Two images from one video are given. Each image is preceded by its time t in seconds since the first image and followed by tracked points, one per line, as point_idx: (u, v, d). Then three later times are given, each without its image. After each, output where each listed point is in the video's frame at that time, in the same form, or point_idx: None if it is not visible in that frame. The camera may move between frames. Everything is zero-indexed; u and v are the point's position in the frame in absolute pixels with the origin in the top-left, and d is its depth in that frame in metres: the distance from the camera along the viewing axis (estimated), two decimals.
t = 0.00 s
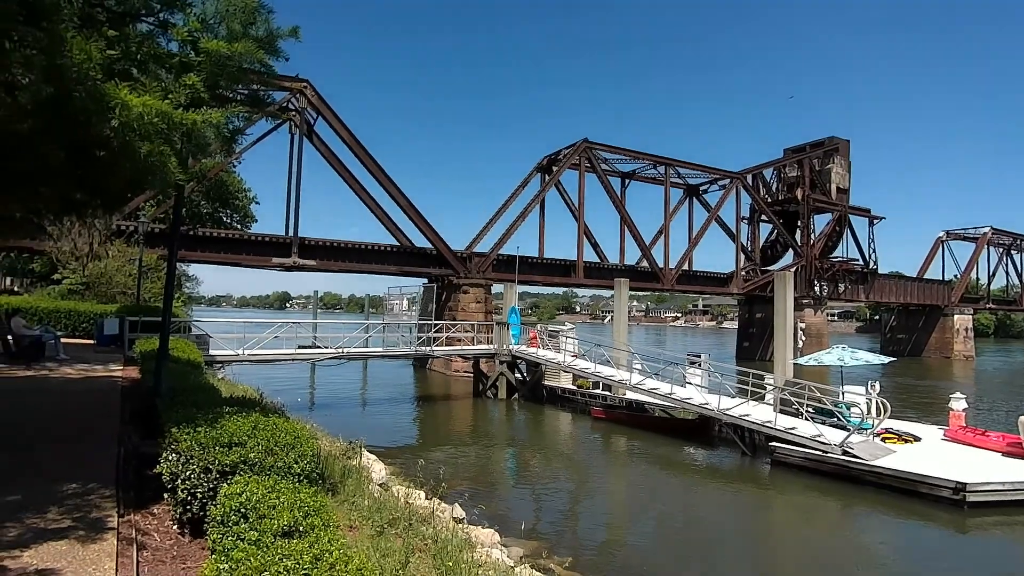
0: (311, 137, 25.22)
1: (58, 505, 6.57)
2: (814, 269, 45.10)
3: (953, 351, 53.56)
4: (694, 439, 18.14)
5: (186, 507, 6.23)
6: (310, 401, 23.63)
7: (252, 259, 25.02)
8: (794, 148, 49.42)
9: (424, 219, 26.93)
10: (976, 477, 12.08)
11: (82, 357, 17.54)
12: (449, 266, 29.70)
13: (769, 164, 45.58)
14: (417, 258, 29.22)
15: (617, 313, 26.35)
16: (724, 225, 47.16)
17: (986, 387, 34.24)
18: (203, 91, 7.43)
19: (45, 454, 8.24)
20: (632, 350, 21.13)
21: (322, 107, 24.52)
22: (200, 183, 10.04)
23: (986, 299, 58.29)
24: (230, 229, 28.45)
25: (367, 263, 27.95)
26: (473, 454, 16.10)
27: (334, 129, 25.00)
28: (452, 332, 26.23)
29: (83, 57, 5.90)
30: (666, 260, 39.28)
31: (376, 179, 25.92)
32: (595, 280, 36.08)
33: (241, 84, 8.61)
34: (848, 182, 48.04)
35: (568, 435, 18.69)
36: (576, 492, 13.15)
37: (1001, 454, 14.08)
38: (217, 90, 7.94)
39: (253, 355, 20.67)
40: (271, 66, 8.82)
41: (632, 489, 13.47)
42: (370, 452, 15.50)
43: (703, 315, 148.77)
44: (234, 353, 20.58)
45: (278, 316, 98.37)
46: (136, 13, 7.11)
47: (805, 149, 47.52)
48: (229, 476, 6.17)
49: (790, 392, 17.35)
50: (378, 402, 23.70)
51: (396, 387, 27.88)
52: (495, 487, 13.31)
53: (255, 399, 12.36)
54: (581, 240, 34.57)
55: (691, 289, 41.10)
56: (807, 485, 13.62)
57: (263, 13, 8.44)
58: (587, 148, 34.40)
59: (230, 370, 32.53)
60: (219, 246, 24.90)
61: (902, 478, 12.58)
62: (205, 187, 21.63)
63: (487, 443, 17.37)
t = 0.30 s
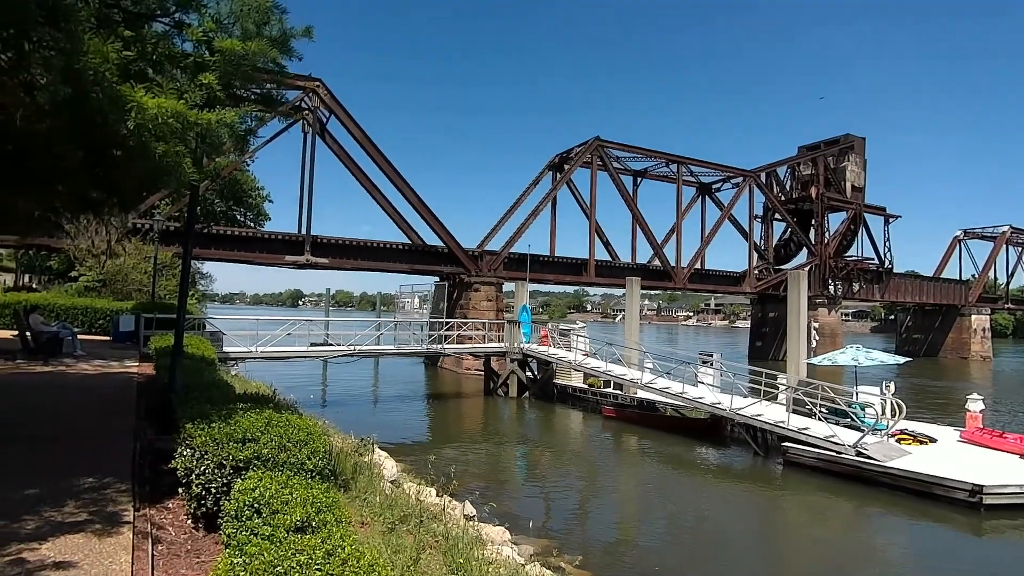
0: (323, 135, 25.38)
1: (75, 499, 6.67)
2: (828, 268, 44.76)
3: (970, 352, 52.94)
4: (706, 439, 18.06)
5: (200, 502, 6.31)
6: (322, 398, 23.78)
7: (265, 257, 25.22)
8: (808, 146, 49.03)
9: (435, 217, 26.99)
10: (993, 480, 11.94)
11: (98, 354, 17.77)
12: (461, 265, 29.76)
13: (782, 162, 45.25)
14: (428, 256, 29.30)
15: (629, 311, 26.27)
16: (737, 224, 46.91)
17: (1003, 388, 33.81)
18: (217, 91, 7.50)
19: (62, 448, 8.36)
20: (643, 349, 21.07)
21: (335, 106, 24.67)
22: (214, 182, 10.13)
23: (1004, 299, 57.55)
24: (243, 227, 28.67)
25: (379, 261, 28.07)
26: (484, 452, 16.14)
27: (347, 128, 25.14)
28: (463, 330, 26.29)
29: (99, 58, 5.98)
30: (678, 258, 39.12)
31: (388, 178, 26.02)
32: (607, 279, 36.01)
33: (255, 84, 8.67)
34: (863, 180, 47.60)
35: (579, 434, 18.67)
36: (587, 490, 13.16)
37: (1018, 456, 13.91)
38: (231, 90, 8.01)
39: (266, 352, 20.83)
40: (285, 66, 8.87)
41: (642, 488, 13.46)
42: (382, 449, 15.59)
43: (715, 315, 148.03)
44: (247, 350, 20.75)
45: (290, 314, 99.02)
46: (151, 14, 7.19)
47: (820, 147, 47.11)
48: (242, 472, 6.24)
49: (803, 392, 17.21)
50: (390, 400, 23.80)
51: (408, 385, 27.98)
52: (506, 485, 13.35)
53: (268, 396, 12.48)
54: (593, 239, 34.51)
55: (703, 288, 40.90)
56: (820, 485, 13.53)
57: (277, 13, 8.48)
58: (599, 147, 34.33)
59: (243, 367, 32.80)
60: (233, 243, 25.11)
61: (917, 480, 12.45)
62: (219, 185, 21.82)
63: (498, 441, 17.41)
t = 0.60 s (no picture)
0: (335, 134, 25.50)
1: (90, 493, 6.76)
2: (841, 267, 44.35)
3: (986, 353, 52.36)
4: (716, 438, 17.99)
5: (212, 497, 6.37)
6: (333, 395, 23.91)
7: (277, 254, 25.39)
8: (821, 144, 48.63)
9: (445, 215, 27.03)
10: (1008, 482, 11.81)
11: (113, 350, 17.99)
12: (471, 263, 29.82)
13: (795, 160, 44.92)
14: (438, 254, 29.37)
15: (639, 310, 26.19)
16: (749, 222, 46.64)
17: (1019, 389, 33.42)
18: (230, 90, 7.56)
19: (75, 443, 8.47)
20: (653, 348, 21.00)
21: (346, 105, 24.77)
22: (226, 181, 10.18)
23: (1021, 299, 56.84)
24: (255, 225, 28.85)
25: (389, 259, 28.18)
26: (493, 450, 16.18)
27: (358, 127, 25.24)
28: (473, 328, 26.33)
29: (113, 59, 6.04)
30: (689, 257, 38.97)
31: (399, 176, 26.10)
32: (617, 278, 35.93)
33: (267, 83, 8.72)
34: (877, 179, 47.16)
35: (589, 433, 18.65)
36: (596, 489, 13.17)
37: None
38: (243, 89, 8.06)
39: (277, 349, 20.97)
40: (297, 65, 8.90)
41: (652, 487, 13.45)
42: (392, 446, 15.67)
43: (726, 314, 147.29)
44: (259, 347, 20.90)
45: (301, 312, 99.68)
46: (165, 14, 7.27)
47: (833, 145, 46.72)
48: (254, 467, 6.30)
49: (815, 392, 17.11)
50: (400, 397, 23.91)
51: (418, 383, 28.08)
52: (516, 483, 13.38)
53: (279, 393, 12.56)
54: (603, 237, 34.44)
55: (714, 287, 40.73)
56: (832, 486, 13.46)
57: (288, 12, 8.50)
58: (609, 144, 34.23)
59: (255, 364, 33.07)
60: (244, 241, 25.29)
61: (930, 481, 12.36)
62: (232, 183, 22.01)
63: (507, 439, 17.45)
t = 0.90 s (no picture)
0: (345, 132, 25.59)
1: (104, 488, 6.84)
2: (853, 266, 44.00)
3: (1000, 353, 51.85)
4: (725, 438, 17.93)
5: (224, 492, 6.44)
6: (342, 393, 24.02)
7: (287, 252, 25.53)
8: (833, 142, 48.27)
9: (455, 213, 27.08)
10: (1021, 484, 11.70)
11: (125, 347, 18.17)
12: (480, 261, 29.85)
13: (806, 158, 44.61)
14: (447, 253, 29.42)
15: (648, 309, 26.10)
16: (759, 221, 46.39)
17: None
18: (240, 90, 7.61)
19: (88, 438, 8.56)
20: (663, 347, 20.95)
21: (356, 103, 24.84)
22: (237, 179, 10.26)
23: None
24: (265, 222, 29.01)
25: (398, 257, 28.26)
26: (501, 448, 16.19)
27: (368, 126, 25.33)
28: (481, 326, 26.36)
29: (127, 60, 6.10)
30: (699, 256, 38.80)
31: (408, 174, 26.16)
32: (626, 276, 35.85)
33: (279, 82, 8.76)
34: (890, 177, 46.75)
35: (598, 431, 18.64)
36: (605, 488, 13.16)
37: None
38: (254, 89, 8.11)
39: (287, 347, 21.08)
40: (307, 63, 8.93)
41: (661, 486, 13.43)
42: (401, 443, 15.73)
43: (736, 313, 146.66)
44: (269, 344, 21.01)
45: (311, 309, 100.19)
46: (178, 14, 7.33)
47: (846, 143, 46.35)
48: (265, 463, 6.35)
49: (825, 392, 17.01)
50: (408, 395, 23.97)
51: (426, 380, 28.15)
52: (524, 481, 13.39)
53: (289, 390, 12.63)
54: (612, 235, 34.35)
55: (723, 285, 40.57)
56: (842, 486, 13.39)
57: (299, 12, 8.53)
58: (619, 143, 34.13)
59: (265, 360, 33.26)
60: (255, 239, 25.43)
61: (943, 482, 12.24)
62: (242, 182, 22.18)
63: (515, 437, 17.47)
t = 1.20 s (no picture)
0: (354, 131, 25.67)
1: (116, 484, 6.91)
2: (864, 265, 43.67)
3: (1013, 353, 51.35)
4: (734, 437, 17.87)
5: (233, 489, 6.48)
6: (351, 390, 24.09)
7: (296, 251, 25.64)
8: (844, 140, 47.92)
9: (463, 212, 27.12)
10: None
11: (137, 344, 18.33)
12: (488, 260, 29.87)
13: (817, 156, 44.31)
14: (456, 251, 29.47)
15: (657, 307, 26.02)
16: (769, 220, 46.15)
17: None
18: (250, 90, 7.64)
19: (101, 435, 8.64)
20: (671, 346, 20.90)
21: (365, 102, 24.91)
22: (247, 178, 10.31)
23: None
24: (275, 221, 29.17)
25: (407, 256, 28.33)
26: (509, 447, 16.21)
27: (377, 125, 25.41)
28: (490, 324, 26.38)
29: (139, 60, 6.14)
30: (708, 255, 38.66)
31: (417, 173, 26.22)
32: (635, 275, 35.77)
33: (289, 82, 8.80)
34: (901, 175, 46.37)
35: (606, 430, 18.63)
36: (613, 487, 13.15)
37: None
38: (264, 89, 8.15)
39: (297, 345, 21.17)
40: (317, 63, 8.97)
41: (670, 486, 13.41)
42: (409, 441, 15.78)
43: (745, 312, 146.02)
44: (278, 342, 21.11)
45: (321, 308, 100.55)
46: (189, 14, 7.38)
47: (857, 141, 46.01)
48: (275, 460, 6.39)
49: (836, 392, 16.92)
50: (417, 393, 24.02)
51: (435, 379, 28.20)
52: (532, 480, 13.41)
53: (299, 388, 12.69)
54: (621, 234, 34.29)
55: (733, 285, 40.41)
56: (852, 487, 13.32)
57: (309, 11, 8.56)
58: (628, 141, 34.05)
59: (274, 358, 33.44)
60: (265, 237, 25.56)
61: (954, 483, 12.16)
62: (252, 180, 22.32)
63: (523, 436, 17.48)
